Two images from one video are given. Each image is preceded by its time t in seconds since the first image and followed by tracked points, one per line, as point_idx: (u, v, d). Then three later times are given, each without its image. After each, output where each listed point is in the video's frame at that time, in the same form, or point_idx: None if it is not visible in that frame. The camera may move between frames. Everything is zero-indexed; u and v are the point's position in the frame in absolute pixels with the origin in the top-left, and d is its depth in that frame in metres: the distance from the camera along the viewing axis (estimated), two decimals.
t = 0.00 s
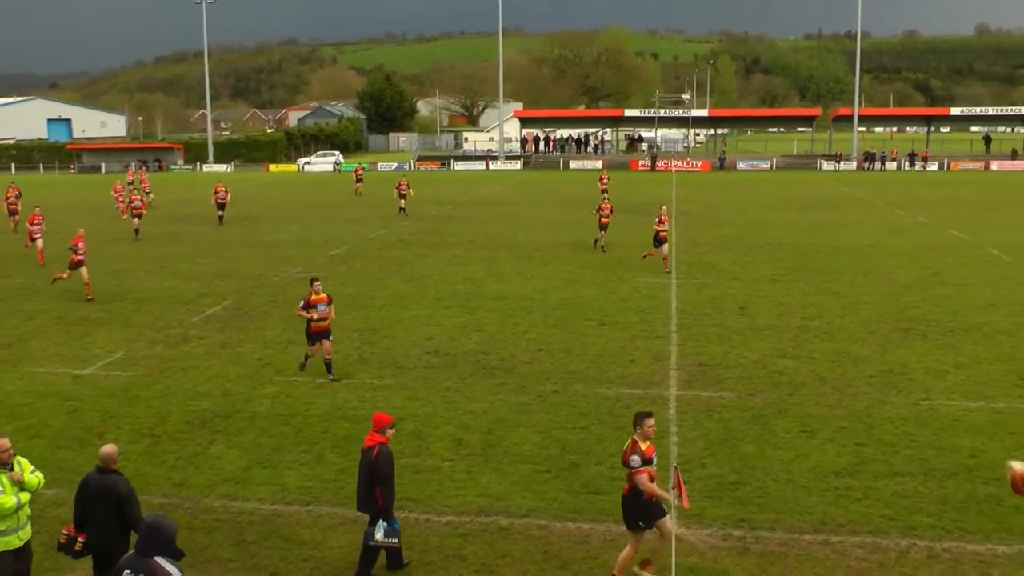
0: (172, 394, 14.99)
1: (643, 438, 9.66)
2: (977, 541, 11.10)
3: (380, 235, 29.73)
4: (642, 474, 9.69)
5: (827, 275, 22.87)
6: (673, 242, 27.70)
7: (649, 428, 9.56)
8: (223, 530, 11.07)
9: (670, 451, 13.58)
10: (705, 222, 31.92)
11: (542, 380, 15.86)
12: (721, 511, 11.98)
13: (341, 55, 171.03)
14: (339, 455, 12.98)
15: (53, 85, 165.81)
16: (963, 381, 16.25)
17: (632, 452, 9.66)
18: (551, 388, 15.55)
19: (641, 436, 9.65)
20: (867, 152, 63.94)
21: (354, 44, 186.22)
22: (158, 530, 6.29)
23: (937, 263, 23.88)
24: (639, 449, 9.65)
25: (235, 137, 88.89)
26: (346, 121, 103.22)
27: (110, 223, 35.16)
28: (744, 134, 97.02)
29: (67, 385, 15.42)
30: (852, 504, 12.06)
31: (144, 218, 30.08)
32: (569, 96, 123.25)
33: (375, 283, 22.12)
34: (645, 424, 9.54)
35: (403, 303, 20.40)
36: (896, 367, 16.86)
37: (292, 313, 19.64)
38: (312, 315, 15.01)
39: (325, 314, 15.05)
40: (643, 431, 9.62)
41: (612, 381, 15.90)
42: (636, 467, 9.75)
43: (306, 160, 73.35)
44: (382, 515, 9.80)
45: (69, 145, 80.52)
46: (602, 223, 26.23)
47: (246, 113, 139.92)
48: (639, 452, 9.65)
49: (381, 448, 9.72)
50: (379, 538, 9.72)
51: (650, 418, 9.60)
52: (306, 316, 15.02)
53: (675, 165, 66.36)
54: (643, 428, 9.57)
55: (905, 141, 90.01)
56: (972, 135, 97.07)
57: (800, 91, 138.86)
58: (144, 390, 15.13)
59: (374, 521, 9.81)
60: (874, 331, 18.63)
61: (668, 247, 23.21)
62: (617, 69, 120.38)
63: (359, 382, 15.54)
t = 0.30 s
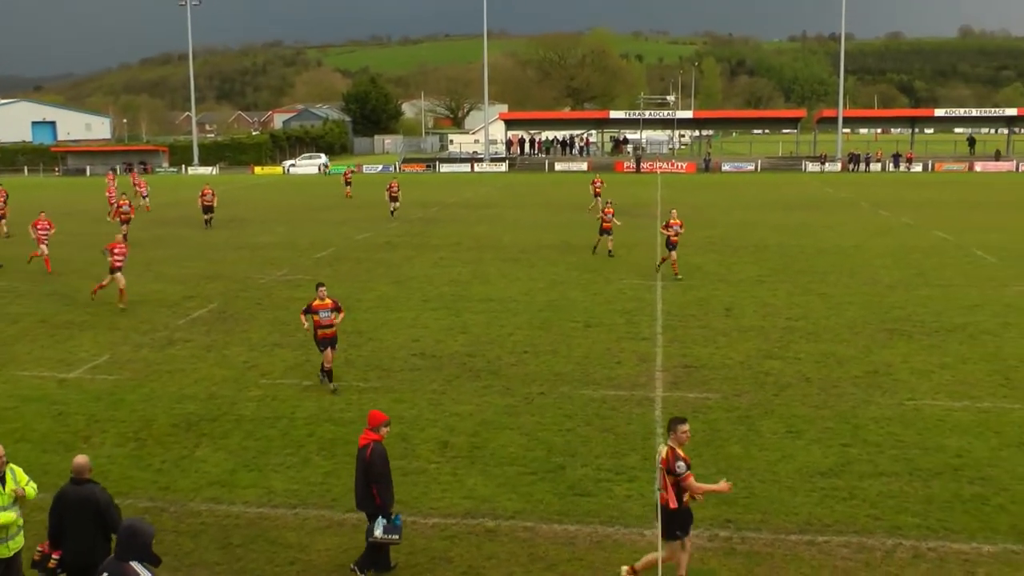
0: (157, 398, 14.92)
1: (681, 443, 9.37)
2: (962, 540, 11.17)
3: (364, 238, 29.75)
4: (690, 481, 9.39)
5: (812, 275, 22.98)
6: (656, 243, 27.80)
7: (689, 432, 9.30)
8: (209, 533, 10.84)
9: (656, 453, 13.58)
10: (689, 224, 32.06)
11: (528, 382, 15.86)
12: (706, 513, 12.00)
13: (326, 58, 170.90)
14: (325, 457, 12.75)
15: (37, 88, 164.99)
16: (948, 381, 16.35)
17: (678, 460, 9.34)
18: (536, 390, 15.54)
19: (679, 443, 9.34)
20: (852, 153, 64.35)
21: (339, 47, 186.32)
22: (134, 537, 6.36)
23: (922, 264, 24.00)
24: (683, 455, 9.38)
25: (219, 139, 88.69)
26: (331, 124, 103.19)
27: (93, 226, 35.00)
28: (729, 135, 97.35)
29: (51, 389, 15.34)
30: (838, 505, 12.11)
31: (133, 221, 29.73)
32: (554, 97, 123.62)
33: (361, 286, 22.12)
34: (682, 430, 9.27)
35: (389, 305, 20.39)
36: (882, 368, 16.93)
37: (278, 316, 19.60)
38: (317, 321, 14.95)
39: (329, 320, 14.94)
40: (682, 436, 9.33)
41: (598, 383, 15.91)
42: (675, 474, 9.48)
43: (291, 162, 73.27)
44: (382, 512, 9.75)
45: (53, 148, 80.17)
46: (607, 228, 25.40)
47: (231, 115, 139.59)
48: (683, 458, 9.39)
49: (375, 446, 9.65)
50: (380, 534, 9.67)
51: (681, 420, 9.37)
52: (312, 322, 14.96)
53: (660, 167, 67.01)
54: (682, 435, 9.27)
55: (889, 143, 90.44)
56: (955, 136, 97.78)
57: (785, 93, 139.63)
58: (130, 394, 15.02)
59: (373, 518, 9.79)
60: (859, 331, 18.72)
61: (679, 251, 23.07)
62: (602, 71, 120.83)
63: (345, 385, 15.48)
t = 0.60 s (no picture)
0: (142, 399, 14.87)
1: (723, 452, 9.46)
2: (946, 544, 11.22)
3: (349, 239, 29.73)
4: (713, 490, 9.46)
5: (797, 279, 23.09)
6: (641, 247, 27.88)
7: (731, 443, 9.37)
8: (193, 535, 10.78)
9: (641, 456, 13.63)
10: (675, 227, 32.17)
11: (514, 385, 15.86)
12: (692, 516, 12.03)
13: (313, 61, 170.77)
14: (310, 459, 12.71)
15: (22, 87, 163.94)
16: (932, 385, 16.44)
17: (710, 467, 9.45)
18: (522, 393, 15.55)
19: (720, 449, 9.47)
20: (838, 158, 64.77)
21: (327, 49, 186.03)
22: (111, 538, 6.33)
23: (906, 268, 24.14)
24: (717, 464, 9.45)
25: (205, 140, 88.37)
26: (318, 125, 102.99)
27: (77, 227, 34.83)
28: (717, 140, 97.60)
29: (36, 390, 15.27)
30: (822, 508, 12.16)
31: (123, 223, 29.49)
32: (541, 100, 123.70)
33: (347, 288, 22.11)
34: (725, 439, 9.38)
35: (375, 307, 20.36)
36: (866, 372, 17.02)
37: (263, 317, 19.55)
38: (330, 332, 14.20)
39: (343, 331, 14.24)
40: (722, 445, 9.45)
41: (583, 386, 15.92)
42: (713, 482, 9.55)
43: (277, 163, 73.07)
44: (380, 511, 9.70)
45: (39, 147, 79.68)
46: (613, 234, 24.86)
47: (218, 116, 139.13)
48: (717, 467, 9.47)
49: (370, 445, 9.67)
50: (381, 534, 9.59)
51: (732, 433, 9.44)
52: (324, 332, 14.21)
53: (646, 170, 67.09)
54: (722, 442, 9.41)
55: (875, 148, 90.85)
56: (940, 142, 98.51)
57: (771, 97, 140.34)
58: (115, 395, 14.97)
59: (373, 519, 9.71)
60: (844, 335, 18.79)
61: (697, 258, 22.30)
62: (589, 74, 121.02)
63: (332, 387, 15.46)
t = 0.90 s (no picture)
0: (126, 401, 14.78)
1: (748, 457, 9.52)
2: (930, 546, 11.29)
3: (334, 242, 29.69)
4: (737, 494, 9.53)
5: (782, 282, 23.20)
6: (626, 250, 27.95)
7: (756, 448, 9.41)
8: (178, 538, 10.63)
9: (626, 459, 13.65)
10: (660, 230, 32.22)
11: (499, 388, 15.85)
12: (677, 518, 12.05)
13: (300, 63, 170.51)
14: (295, 461, 12.66)
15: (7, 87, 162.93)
16: (917, 388, 16.53)
17: (731, 470, 9.55)
18: (507, 396, 15.55)
19: (746, 454, 9.53)
20: (823, 162, 64.98)
21: (314, 52, 185.85)
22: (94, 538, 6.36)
23: (891, 272, 24.27)
24: (741, 467, 9.52)
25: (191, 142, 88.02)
26: (304, 127, 102.70)
27: (59, 229, 34.60)
28: (703, 144, 97.93)
29: (20, 392, 15.16)
30: (808, 510, 12.20)
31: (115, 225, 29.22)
32: (526, 103, 123.36)
33: (333, 291, 22.08)
34: (750, 443, 9.45)
35: (360, 310, 20.36)
36: (851, 375, 17.09)
37: (249, 320, 19.50)
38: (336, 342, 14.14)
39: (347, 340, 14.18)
40: (746, 449, 9.51)
41: (568, 389, 15.94)
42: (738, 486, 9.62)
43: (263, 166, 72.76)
44: (380, 517, 9.58)
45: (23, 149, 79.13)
46: (619, 242, 24.24)
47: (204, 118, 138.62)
48: (740, 471, 9.52)
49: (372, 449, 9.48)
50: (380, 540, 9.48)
51: (757, 438, 9.48)
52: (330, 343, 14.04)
53: (632, 173, 66.59)
54: (746, 447, 9.49)
55: (860, 153, 91.38)
56: (925, 147, 98.90)
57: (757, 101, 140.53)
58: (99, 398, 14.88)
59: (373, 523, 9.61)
60: (829, 338, 18.89)
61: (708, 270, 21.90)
62: (576, 77, 121.33)
63: (317, 390, 15.42)
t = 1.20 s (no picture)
0: (109, 406, 14.70)
1: (776, 462, 9.41)
2: (913, 548, 11.33)
3: (317, 244, 29.65)
4: (761, 497, 9.40)
5: (767, 284, 23.27)
6: (610, 252, 27.98)
7: (783, 452, 9.30)
8: (160, 543, 10.49)
9: (609, 462, 13.67)
10: (645, 232, 32.30)
11: (482, 391, 15.86)
12: (661, 521, 12.06)
13: (284, 65, 170.03)
14: (278, 466, 12.63)
15: None
16: (901, 390, 16.60)
17: (757, 473, 9.46)
18: (490, 398, 15.56)
19: (773, 458, 9.43)
20: (807, 163, 65.14)
21: (297, 53, 185.51)
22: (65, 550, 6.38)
23: (876, 273, 24.36)
24: (767, 470, 9.41)
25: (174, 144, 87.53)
26: (288, 129, 102.31)
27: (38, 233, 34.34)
28: (687, 145, 98.14)
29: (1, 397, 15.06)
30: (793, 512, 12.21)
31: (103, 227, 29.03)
32: (511, 104, 123.23)
33: (316, 294, 22.06)
34: (778, 447, 9.34)
35: (344, 313, 20.35)
36: (835, 377, 17.14)
37: (233, 323, 19.44)
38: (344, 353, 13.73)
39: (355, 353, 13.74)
40: (775, 454, 9.40)
41: (552, 392, 15.95)
42: (762, 491, 9.48)
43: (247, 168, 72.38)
44: (379, 524, 9.42)
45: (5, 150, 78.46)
46: (626, 245, 23.76)
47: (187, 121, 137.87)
48: (767, 474, 9.41)
49: (376, 456, 9.38)
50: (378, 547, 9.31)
51: (787, 443, 9.35)
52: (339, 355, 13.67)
53: (616, 175, 66.54)
54: (774, 450, 9.39)
55: (844, 153, 91.75)
56: (909, 147, 99.29)
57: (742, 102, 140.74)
58: (81, 402, 14.80)
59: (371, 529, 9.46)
60: (813, 340, 18.94)
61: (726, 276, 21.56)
62: (559, 78, 121.51)
63: (300, 394, 15.38)
